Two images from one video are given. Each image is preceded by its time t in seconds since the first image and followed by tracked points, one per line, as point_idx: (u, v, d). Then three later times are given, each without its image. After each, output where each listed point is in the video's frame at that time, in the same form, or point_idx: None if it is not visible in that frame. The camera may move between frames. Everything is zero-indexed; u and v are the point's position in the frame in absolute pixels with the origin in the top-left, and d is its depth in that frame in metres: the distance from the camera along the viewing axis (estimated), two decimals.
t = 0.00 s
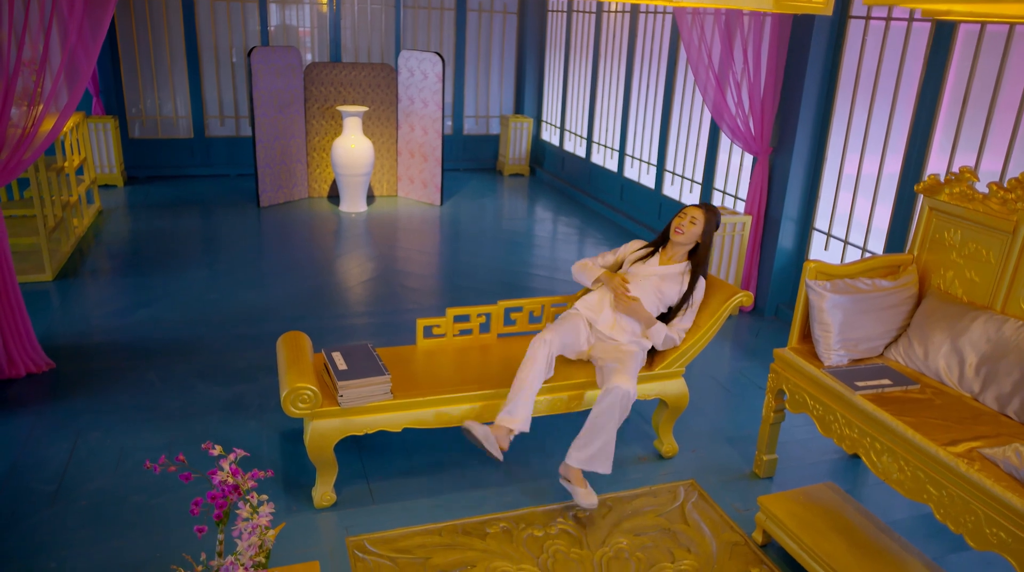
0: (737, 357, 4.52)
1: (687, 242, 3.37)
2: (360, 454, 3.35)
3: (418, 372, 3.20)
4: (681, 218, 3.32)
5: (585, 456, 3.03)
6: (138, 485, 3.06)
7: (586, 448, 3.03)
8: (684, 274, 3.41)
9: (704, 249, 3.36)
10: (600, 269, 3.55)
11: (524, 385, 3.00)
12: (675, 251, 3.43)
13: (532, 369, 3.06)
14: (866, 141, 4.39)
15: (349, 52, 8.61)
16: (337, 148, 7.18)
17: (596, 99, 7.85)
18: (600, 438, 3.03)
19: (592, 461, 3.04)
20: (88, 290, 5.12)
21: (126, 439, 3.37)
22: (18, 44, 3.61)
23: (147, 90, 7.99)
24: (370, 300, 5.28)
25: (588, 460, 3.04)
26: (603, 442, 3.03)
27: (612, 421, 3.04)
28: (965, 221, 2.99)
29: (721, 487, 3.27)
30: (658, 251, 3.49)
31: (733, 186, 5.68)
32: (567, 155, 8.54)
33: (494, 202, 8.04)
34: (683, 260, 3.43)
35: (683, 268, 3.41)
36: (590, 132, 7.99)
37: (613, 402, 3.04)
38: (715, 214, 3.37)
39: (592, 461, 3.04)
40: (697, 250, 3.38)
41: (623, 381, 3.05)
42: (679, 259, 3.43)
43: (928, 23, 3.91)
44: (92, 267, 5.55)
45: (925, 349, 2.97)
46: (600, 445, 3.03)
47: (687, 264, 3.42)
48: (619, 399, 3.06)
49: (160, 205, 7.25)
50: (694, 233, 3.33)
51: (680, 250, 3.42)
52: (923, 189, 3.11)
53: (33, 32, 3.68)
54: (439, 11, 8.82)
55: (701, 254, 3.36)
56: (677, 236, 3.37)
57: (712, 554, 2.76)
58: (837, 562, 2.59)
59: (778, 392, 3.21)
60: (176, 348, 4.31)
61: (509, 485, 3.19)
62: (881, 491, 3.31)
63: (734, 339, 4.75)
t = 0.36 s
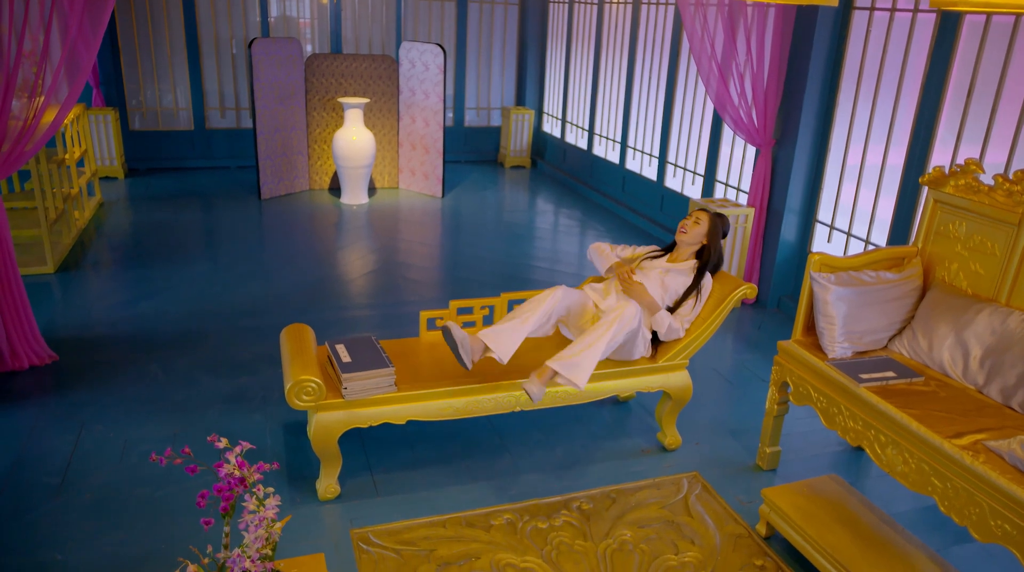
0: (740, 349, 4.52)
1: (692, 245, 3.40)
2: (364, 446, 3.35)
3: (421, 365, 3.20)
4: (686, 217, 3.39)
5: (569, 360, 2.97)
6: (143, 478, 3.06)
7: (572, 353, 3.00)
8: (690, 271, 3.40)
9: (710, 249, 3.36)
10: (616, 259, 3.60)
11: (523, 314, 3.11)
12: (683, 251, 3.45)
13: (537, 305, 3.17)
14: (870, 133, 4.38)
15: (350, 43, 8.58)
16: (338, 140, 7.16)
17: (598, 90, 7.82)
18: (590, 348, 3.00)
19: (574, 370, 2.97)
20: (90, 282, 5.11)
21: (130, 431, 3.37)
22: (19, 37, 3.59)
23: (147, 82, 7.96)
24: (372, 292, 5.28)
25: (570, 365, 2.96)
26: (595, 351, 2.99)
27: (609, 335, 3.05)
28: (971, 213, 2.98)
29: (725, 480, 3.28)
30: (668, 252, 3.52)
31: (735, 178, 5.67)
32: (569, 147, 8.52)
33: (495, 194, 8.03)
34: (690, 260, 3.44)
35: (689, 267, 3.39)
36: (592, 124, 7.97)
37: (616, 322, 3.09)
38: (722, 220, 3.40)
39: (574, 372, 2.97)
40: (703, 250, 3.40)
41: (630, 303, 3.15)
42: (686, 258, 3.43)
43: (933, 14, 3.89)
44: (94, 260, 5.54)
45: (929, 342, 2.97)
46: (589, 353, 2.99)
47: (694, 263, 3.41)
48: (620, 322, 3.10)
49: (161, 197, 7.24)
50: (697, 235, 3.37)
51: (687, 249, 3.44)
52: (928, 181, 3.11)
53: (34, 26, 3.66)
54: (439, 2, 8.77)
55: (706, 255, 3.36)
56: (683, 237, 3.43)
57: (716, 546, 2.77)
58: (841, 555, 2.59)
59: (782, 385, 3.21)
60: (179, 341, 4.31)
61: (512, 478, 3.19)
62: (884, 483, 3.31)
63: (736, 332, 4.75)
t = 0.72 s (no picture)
0: (742, 342, 4.51)
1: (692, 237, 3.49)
2: (368, 438, 3.35)
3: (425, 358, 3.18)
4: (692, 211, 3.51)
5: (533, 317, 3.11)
6: (147, 470, 3.06)
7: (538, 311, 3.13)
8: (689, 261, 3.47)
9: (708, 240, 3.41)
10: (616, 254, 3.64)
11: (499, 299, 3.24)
12: (685, 244, 3.53)
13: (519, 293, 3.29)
14: (874, 126, 4.36)
15: (351, 34, 8.55)
16: (340, 132, 7.14)
17: (600, 82, 7.79)
18: (552, 305, 3.10)
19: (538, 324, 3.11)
20: (92, 275, 5.11)
21: (133, 424, 3.37)
22: (19, 29, 3.58)
23: (148, 73, 7.94)
24: (374, 285, 5.27)
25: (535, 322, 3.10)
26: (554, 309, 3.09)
27: (571, 293, 3.13)
28: (976, 205, 2.97)
29: (728, 473, 3.28)
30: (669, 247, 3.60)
31: (738, 170, 5.66)
32: (570, 139, 8.50)
33: (497, 186, 8.01)
34: (689, 252, 3.50)
35: (688, 256, 3.47)
36: (593, 116, 7.94)
37: (582, 282, 3.15)
38: (725, 223, 3.46)
39: (540, 326, 3.11)
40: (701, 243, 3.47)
41: (599, 266, 3.17)
42: (686, 250, 3.51)
43: (939, 5, 3.87)
44: (95, 252, 5.53)
45: (934, 335, 2.97)
46: (549, 309, 3.10)
47: (693, 254, 3.48)
48: (589, 282, 3.15)
49: (162, 189, 7.23)
50: (697, 227, 3.46)
51: (689, 241, 3.52)
52: (932, 173, 3.10)
53: (34, 18, 3.64)
54: None
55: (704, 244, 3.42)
56: (685, 231, 3.53)
57: (720, 539, 2.77)
58: (845, 547, 2.60)
59: (786, 378, 3.21)
60: (181, 333, 4.31)
61: (516, 470, 3.20)
62: (887, 475, 3.31)
63: (739, 324, 4.75)
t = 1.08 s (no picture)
0: (745, 336, 4.51)
1: (700, 236, 3.53)
2: (371, 433, 3.35)
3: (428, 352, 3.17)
4: (704, 210, 3.55)
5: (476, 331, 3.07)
6: (151, 464, 3.06)
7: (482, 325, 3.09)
8: (693, 257, 3.48)
9: (717, 238, 3.44)
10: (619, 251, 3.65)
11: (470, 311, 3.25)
12: (693, 242, 3.56)
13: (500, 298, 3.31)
14: (878, 119, 4.35)
15: (351, 28, 8.52)
16: (341, 126, 7.14)
17: (601, 75, 7.77)
18: (496, 320, 3.08)
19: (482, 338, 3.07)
20: (94, 269, 5.10)
21: (136, 418, 3.37)
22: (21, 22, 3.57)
23: (149, 67, 7.92)
24: (376, 279, 5.27)
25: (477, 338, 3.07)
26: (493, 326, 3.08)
27: (514, 310, 3.13)
28: (981, 200, 2.97)
29: (732, 467, 3.28)
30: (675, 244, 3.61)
31: (740, 164, 5.65)
32: (572, 133, 8.49)
33: (498, 180, 8.00)
34: (694, 249, 3.51)
35: (692, 252, 3.48)
36: (595, 110, 7.92)
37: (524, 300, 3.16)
38: (737, 226, 3.51)
39: (481, 342, 3.07)
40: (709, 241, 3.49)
41: (540, 283, 3.19)
42: (693, 247, 3.53)
43: None
44: (97, 246, 5.53)
45: (939, 329, 2.96)
46: (497, 323, 3.08)
47: (699, 250, 3.49)
48: (531, 299, 3.16)
49: (163, 184, 7.21)
50: (708, 225, 3.49)
51: (697, 239, 3.55)
52: (938, 167, 3.09)
53: (35, 12, 3.63)
54: None
55: (712, 242, 3.44)
56: (694, 229, 3.57)
57: (724, 533, 2.77)
58: (849, 541, 2.60)
59: (790, 372, 3.21)
60: (184, 328, 4.31)
61: (520, 464, 3.20)
62: (890, 470, 3.32)
63: (741, 318, 4.75)
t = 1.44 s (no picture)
0: (747, 332, 4.51)
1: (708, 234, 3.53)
2: (374, 428, 3.35)
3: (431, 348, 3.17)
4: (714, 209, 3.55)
5: (466, 338, 3.03)
6: (155, 460, 3.06)
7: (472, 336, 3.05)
8: (695, 255, 3.48)
9: (725, 238, 3.44)
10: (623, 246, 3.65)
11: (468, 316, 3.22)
12: (699, 240, 3.57)
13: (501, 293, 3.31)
14: (881, 114, 4.34)
15: (351, 23, 8.50)
16: (342, 121, 7.13)
17: (602, 70, 7.75)
18: (490, 334, 3.07)
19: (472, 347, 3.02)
20: (95, 265, 5.09)
21: (139, 414, 3.36)
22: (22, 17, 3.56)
23: (149, 62, 7.89)
24: (377, 275, 5.26)
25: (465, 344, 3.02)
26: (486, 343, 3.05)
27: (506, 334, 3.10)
28: (986, 195, 2.96)
29: (735, 463, 3.28)
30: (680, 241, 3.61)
31: (742, 159, 5.64)
32: (573, 128, 8.47)
33: (498, 175, 7.98)
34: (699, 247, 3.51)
35: (696, 251, 3.48)
36: (596, 105, 7.90)
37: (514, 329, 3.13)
38: (747, 227, 3.50)
39: (466, 350, 3.01)
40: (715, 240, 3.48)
41: (527, 315, 3.17)
42: (698, 245, 3.53)
43: None
44: (98, 242, 5.52)
45: (943, 325, 2.96)
46: (488, 341, 3.05)
47: (703, 248, 3.49)
48: (523, 325, 3.14)
49: (164, 179, 7.19)
50: (718, 225, 3.49)
51: (703, 237, 3.57)
52: (942, 162, 3.08)
53: (34, 9, 3.62)
54: None
55: (718, 242, 3.45)
56: (703, 227, 3.57)
57: (728, 528, 2.78)
58: (853, 536, 2.60)
59: (794, 367, 3.21)
60: (186, 323, 4.30)
61: (524, 459, 3.20)
62: (894, 465, 3.32)
63: (743, 314, 4.74)
